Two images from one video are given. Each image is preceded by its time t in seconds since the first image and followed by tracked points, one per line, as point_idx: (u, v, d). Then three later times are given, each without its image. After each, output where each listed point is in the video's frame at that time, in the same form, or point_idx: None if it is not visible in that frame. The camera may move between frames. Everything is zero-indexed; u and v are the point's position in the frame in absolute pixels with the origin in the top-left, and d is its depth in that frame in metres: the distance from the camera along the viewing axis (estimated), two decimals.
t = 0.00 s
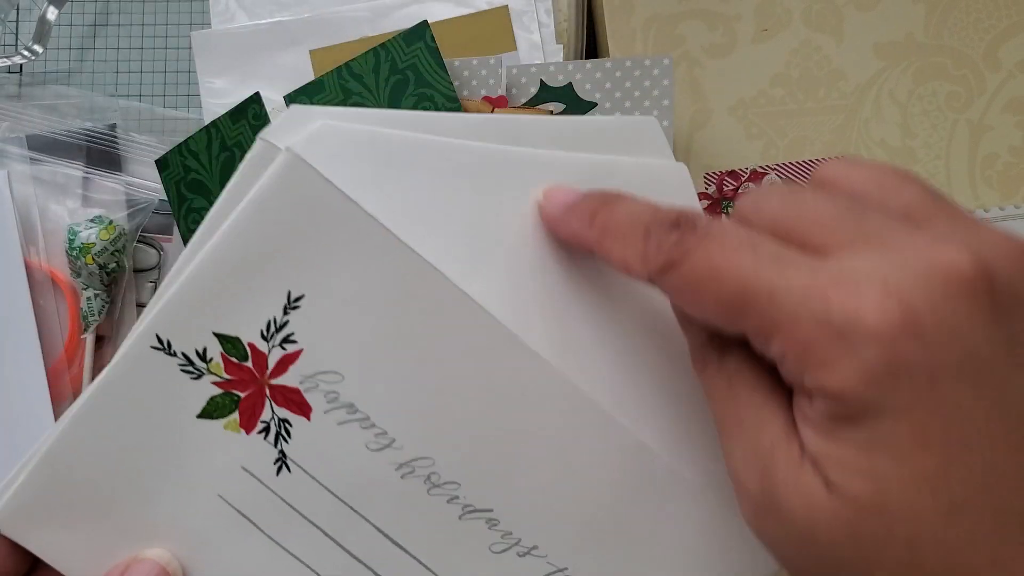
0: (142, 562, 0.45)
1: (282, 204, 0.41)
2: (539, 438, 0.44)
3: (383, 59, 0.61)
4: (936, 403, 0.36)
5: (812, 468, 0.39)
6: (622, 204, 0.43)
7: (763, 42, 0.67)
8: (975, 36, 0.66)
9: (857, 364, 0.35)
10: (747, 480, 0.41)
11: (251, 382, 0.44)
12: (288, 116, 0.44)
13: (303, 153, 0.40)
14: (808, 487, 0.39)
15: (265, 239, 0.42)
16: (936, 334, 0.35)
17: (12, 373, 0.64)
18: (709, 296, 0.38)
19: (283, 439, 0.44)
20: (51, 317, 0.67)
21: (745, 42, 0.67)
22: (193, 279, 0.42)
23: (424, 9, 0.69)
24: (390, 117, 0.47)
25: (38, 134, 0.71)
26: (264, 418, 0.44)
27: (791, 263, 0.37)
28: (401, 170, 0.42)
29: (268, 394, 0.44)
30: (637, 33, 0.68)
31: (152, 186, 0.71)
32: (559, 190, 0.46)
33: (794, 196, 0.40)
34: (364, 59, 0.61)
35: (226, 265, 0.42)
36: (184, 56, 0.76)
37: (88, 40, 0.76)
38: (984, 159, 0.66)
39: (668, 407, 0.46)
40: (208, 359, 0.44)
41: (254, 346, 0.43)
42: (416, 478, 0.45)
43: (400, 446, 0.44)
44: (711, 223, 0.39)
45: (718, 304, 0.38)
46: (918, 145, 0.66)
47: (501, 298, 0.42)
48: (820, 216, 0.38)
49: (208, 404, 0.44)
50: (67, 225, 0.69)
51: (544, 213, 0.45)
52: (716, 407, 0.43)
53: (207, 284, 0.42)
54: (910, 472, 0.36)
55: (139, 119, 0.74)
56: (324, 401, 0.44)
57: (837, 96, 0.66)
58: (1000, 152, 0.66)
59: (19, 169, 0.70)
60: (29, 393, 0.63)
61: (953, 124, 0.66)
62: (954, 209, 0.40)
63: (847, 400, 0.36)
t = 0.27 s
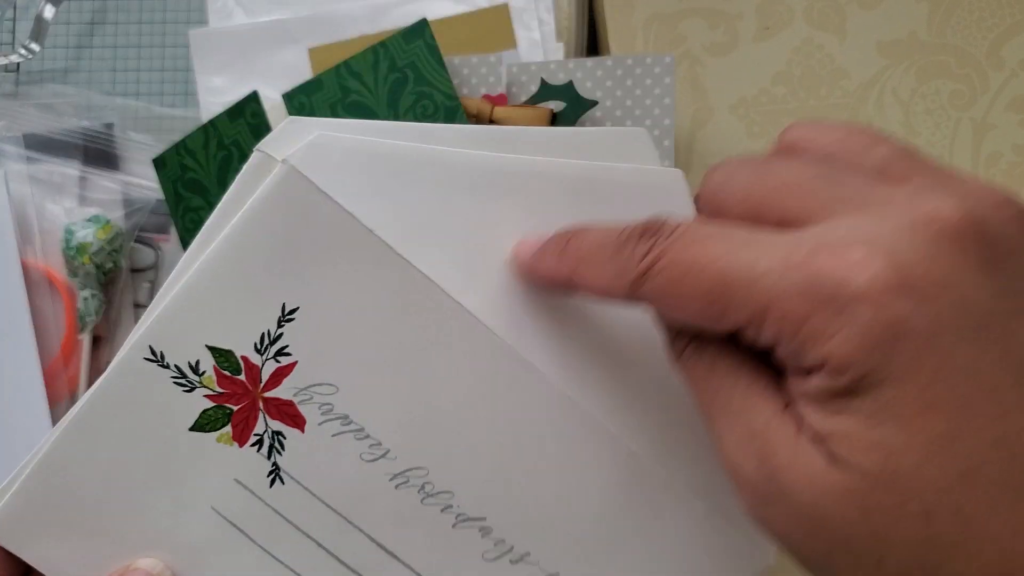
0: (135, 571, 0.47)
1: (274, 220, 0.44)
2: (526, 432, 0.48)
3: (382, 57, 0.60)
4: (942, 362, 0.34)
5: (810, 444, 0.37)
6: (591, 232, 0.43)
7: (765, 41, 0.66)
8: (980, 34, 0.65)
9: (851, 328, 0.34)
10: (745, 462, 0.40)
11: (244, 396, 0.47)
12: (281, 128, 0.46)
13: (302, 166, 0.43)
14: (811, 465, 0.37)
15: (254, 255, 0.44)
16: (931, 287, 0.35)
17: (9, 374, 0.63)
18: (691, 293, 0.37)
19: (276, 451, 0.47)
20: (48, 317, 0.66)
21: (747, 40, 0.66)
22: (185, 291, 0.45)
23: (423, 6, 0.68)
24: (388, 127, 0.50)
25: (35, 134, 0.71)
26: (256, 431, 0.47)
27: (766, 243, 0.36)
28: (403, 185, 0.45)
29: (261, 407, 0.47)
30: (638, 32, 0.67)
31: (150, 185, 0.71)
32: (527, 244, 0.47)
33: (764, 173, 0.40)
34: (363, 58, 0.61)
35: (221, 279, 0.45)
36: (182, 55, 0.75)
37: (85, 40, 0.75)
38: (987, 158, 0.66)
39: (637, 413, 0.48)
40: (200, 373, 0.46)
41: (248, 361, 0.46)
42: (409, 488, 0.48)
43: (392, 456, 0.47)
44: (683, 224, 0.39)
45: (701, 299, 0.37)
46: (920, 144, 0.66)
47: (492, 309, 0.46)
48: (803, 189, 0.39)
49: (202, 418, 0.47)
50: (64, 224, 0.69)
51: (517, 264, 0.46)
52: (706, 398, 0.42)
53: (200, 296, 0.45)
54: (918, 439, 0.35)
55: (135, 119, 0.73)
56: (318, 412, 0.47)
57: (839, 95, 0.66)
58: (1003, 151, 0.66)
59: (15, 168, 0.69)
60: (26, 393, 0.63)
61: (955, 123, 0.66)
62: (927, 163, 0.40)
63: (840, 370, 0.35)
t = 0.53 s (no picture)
0: (124, 562, 0.45)
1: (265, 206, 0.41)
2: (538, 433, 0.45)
3: (382, 57, 0.61)
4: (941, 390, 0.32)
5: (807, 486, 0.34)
6: (577, 281, 0.40)
7: (765, 41, 0.66)
8: (979, 34, 0.65)
9: (842, 365, 0.32)
10: (735, 509, 0.35)
11: (235, 382, 0.44)
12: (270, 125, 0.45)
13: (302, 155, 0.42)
14: (804, 511, 0.34)
15: (248, 240, 0.42)
16: (922, 316, 0.33)
17: (8, 374, 0.63)
18: (682, 335, 0.34)
19: (268, 438, 0.45)
20: (47, 317, 0.66)
21: (746, 40, 0.66)
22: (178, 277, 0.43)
23: (423, 7, 0.68)
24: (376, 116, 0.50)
25: (34, 134, 0.71)
26: (248, 418, 0.45)
27: (753, 278, 0.34)
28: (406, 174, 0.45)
29: (252, 393, 0.44)
30: (638, 32, 0.67)
31: (150, 185, 0.71)
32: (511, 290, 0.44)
33: (738, 211, 0.37)
34: (363, 57, 0.61)
35: (214, 268, 0.42)
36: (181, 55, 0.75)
37: (85, 40, 0.75)
38: (988, 158, 0.65)
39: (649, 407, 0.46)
40: (192, 360, 0.44)
41: (240, 347, 0.44)
42: (401, 473, 0.45)
43: (385, 442, 0.45)
44: (670, 269, 0.36)
45: (690, 343, 0.34)
46: (921, 143, 0.66)
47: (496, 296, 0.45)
48: (788, 227, 0.35)
49: (194, 405, 0.45)
50: (64, 224, 0.69)
51: (500, 314, 0.44)
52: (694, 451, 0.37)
53: (190, 283, 0.43)
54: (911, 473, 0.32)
55: (136, 119, 0.73)
56: (310, 398, 0.44)
57: (839, 95, 0.66)
58: (1004, 150, 0.65)
59: (15, 168, 0.69)
60: (25, 393, 0.63)
61: (956, 123, 0.66)
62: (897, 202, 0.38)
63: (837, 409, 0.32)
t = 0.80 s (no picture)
0: (105, 540, 0.46)
1: (238, 180, 0.42)
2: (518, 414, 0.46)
3: (382, 57, 0.61)
4: (993, 442, 0.35)
5: (858, 522, 0.37)
6: (642, 325, 0.44)
7: (765, 41, 0.66)
8: (978, 35, 0.66)
9: (908, 413, 0.34)
10: (785, 537, 0.39)
11: (210, 359, 0.45)
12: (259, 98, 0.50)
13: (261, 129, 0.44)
14: (854, 552, 0.36)
15: (223, 215, 0.43)
16: (981, 372, 0.35)
17: (7, 373, 0.63)
18: (745, 377, 0.38)
19: (243, 414, 0.45)
20: (47, 317, 0.66)
21: (747, 40, 0.67)
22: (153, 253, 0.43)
23: (424, 7, 0.68)
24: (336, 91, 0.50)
25: (34, 134, 0.71)
26: (222, 394, 0.45)
27: (818, 330, 0.37)
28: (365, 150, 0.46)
29: (227, 369, 0.45)
30: (638, 31, 0.67)
31: (149, 185, 0.70)
32: (577, 327, 0.47)
33: (806, 266, 0.40)
34: (363, 57, 0.61)
35: (190, 245, 0.43)
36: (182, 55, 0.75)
37: (85, 40, 0.75)
38: (988, 158, 0.65)
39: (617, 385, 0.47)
40: (166, 338, 0.45)
41: (213, 323, 0.44)
42: (377, 447, 0.45)
43: (362, 416, 0.45)
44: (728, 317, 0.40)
45: (756, 387, 0.38)
46: (921, 143, 0.66)
47: (454, 265, 0.47)
48: (846, 279, 0.39)
49: (168, 383, 0.45)
50: (64, 224, 0.69)
51: (565, 349, 0.46)
52: (742, 483, 0.42)
53: (166, 258, 0.43)
54: (968, 519, 0.34)
55: (136, 119, 0.73)
56: (284, 373, 0.45)
57: (839, 95, 0.66)
58: (1004, 151, 0.65)
59: (15, 168, 0.69)
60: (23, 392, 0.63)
61: (956, 123, 0.66)
62: (944, 262, 0.41)
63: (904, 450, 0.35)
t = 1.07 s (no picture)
0: (101, 536, 0.46)
1: (231, 170, 0.41)
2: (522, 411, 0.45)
3: (382, 57, 0.61)
4: None
5: (888, 538, 0.38)
6: (670, 299, 0.45)
7: (765, 41, 0.66)
8: (979, 35, 0.66)
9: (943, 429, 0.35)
10: (810, 551, 0.40)
11: (202, 356, 0.45)
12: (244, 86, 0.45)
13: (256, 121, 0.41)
14: (882, 560, 0.37)
15: (217, 207, 0.42)
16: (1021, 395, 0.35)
17: (7, 373, 0.63)
18: (778, 373, 0.38)
19: (237, 412, 0.45)
20: (47, 317, 0.66)
21: (746, 41, 0.66)
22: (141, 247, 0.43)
23: (424, 6, 0.68)
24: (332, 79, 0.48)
25: (34, 134, 0.71)
26: (216, 391, 0.45)
27: (862, 331, 0.37)
28: (365, 136, 0.43)
29: (220, 366, 0.45)
30: (638, 31, 0.67)
31: (149, 185, 0.70)
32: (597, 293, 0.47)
33: (847, 258, 0.40)
34: (363, 57, 0.61)
35: (178, 239, 0.43)
36: (181, 55, 0.75)
37: (85, 40, 0.75)
38: (989, 158, 0.65)
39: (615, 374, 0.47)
40: (158, 333, 0.44)
41: (205, 318, 0.44)
42: (375, 446, 0.45)
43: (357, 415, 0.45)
44: (762, 308, 0.40)
45: (784, 381, 0.38)
46: (921, 143, 0.66)
47: (457, 261, 0.44)
48: (886, 277, 0.38)
49: (162, 379, 0.45)
50: (64, 224, 0.69)
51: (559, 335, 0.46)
52: (766, 485, 0.42)
53: (161, 251, 0.43)
54: (994, 534, 0.35)
55: (136, 119, 0.73)
56: (279, 370, 0.45)
57: (839, 95, 0.66)
58: (1004, 151, 0.65)
59: (16, 168, 0.69)
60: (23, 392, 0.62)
61: (956, 123, 0.66)
62: (990, 268, 0.40)
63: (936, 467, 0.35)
